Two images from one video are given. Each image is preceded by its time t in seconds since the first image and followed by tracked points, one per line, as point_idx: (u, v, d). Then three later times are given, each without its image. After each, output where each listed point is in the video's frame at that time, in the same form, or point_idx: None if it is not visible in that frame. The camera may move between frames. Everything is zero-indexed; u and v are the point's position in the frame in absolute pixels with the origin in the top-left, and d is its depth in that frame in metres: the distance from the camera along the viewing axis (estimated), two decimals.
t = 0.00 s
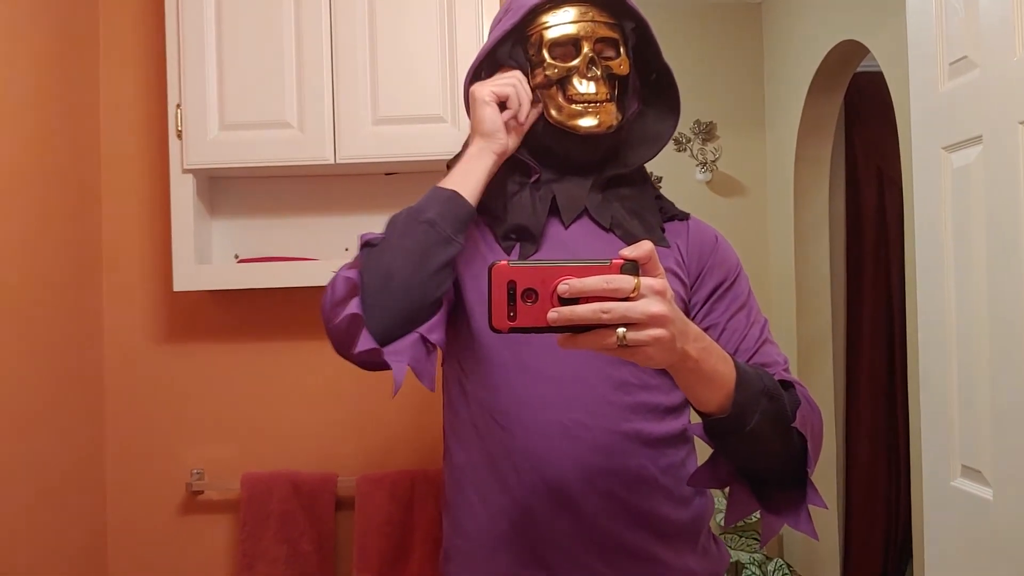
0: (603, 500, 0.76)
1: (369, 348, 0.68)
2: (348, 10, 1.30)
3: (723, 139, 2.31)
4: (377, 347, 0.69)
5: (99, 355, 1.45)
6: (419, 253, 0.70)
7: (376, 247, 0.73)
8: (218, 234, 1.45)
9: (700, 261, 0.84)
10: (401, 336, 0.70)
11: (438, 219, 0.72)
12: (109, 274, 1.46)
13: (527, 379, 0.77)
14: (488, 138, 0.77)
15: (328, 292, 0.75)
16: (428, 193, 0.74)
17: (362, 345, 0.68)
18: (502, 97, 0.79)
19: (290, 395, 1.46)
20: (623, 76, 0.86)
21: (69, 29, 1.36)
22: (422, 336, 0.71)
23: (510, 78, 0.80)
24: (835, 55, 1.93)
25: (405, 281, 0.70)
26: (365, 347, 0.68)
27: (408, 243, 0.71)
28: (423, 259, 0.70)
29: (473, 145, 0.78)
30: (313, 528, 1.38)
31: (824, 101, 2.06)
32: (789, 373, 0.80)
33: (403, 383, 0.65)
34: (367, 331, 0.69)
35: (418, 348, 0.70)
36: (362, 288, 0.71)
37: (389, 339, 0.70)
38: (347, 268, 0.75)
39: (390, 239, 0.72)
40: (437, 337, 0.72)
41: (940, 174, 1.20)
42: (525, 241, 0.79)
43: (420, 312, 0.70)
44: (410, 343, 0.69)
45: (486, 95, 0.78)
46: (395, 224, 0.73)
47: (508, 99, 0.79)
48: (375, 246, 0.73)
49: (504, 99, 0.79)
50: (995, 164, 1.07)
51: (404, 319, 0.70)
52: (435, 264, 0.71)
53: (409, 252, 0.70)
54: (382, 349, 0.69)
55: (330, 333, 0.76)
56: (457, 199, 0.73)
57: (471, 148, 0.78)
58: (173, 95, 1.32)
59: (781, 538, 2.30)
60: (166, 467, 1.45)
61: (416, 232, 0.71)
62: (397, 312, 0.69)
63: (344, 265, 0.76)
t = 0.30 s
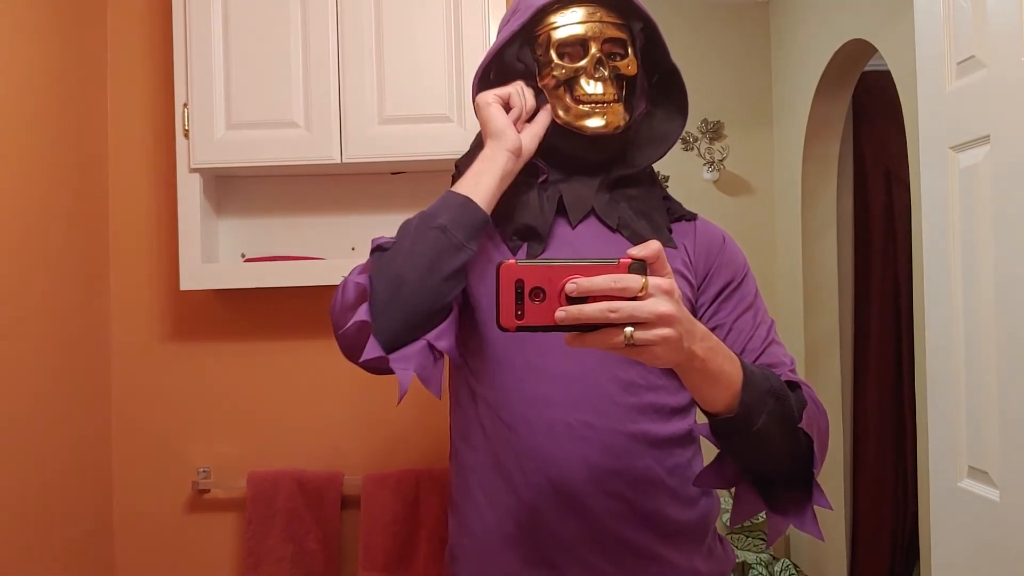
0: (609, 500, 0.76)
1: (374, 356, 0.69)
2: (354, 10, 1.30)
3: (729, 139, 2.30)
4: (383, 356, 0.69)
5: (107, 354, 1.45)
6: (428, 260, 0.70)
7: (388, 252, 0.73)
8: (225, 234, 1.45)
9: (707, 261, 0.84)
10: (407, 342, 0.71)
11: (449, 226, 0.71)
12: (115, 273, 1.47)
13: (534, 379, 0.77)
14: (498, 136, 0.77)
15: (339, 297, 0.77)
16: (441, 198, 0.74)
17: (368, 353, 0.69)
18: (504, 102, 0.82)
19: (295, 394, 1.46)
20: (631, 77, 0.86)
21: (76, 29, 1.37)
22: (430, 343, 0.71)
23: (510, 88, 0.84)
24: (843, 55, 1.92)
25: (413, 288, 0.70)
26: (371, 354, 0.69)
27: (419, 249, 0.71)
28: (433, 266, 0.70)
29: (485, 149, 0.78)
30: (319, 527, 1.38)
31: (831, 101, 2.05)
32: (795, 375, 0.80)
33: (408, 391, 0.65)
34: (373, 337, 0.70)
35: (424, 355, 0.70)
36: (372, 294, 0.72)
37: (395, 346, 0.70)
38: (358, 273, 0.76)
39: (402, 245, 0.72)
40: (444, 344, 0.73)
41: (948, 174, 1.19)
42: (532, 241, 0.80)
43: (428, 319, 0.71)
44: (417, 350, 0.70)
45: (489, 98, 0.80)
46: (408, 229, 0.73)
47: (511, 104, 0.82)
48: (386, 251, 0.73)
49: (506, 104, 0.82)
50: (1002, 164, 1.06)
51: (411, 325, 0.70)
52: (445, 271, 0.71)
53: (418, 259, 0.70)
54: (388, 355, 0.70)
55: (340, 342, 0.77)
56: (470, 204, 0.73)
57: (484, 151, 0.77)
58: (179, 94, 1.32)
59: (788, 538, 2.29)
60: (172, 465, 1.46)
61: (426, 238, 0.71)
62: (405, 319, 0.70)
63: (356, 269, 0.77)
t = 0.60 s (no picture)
0: (612, 501, 0.76)
1: (373, 366, 0.70)
2: (356, 12, 1.30)
3: (732, 139, 2.30)
4: (382, 366, 0.70)
5: (113, 357, 1.46)
6: (429, 269, 0.71)
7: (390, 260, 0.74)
8: (230, 236, 1.46)
9: (711, 264, 0.84)
10: (407, 351, 0.72)
11: (451, 235, 0.71)
12: (121, 275, 1.48)
13: (538, 381, 0.77)
14: (501, 139, 0.78)
15: (340, 303, 0.77)
16: (444, 206, 0.74)
17: (367, 363, 0.70)
18: (505, 108, 0.82)
19: (300, 395, 1.47)
20: (636, 79, 0.86)
21: (82, 34, 1.38)
22: (429, 352, 0.72)
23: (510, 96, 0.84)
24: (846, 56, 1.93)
25: (414, 298, 0.70)
26: (370, 365, 0.70)
27: (419, 258, 0.71)
28: (433, 275, 0.71)
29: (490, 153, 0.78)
30: (324, 528, 1.39)
31: (834, 101, 2.05)
32: (799, 376, 0.80)
33: (405, 400, 0.67)
34: (373, 346, 0.71)
35: (423, 365, 0.71)
36: (374, 302, 0.72)
37: (395, 354, 0.71)
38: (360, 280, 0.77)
39: (403, 253, 0.73)
40: (444, 352, 0.74)
41: (950, 175, 1.20)
42: (536, 243, 0.80)
43: (428, 328, 0.71)
44: (416, 360, 0.71)
45: (488, 106, 0.81)
46: (410, 237, 0.74)
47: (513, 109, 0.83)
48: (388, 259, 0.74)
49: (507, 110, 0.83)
50: (1005, 164, 1.07)
51: (411, 333, 0.71)
52: (445, 280, 0.71)
53: (419, 268, 0.71)
54: (387, 364, 0.71)
55: (340, 348, 0.77)
56: (472, 212, 0.73)
57: (489, 155, 0.78)
58: (184, 97, 1.33)
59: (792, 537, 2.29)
60: (178, 466, 1.46)
61: (428, 247, 0.71)
62: (404, 328, 0.71)
63: (358, 276, 0.78)
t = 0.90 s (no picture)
0: (614, 502, 0.77)
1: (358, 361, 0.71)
2: (358, 15, 1.31)
3: (734, 140, 2.31)
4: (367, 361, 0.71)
5: (116, 360, 1.47)
6: (410, 263, 0.71)
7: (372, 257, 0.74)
8: (233, 239, 1.46)
9: (714, 265, 0.85)
10: (393, 346, 0.72)
11: (430, 228, 0.72)
12: (125, 278, 1.48)
13: (542, 383, 0.77)
14: (485, 133, 0.78)
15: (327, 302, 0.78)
16: (423, 201, 0.74)
17: (351, 359, 0.71)
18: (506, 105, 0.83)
19: (304, 397, 1.47)
20: (640, 82, 0.86)
21: (86, 38, 1.39)
22: (416, 348, 0.72)
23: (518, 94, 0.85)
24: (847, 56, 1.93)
25: (395, 292, 0.71)
26: (354, 360, 0.71)
27: (400, 252, 0.71)
28: (414, 269, 0.71)
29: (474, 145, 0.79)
30: (328, 529, 1.39)
31: (835, 101, 2.05)
32: (801, 378, 0.80)
33: (388, 394, 0.68)
34: (358, 342, 0.72)
35: (409, 360, 0.71)
36: (356, 298, 0.73)
37: (380, 350, 0.72)
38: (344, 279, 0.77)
39: (384, 249, 0.73)
40: (432, 349, 0.73)
41: (952, 175, 1.20)
42: (540, 244, 0.80)
43: (412, 322, 0.72)
44: (402, 356, 0.71)
45: (490, 100, 0.82)
46: (390, 233, 0.74)
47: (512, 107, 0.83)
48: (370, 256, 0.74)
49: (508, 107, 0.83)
50: (1006, 164, 1.07)
51: (395, 328, 0.71)
52: (427, 273, 0.71)
53: (400, 263, 0.71)
54: (373, 359, 0.72)
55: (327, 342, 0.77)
56: (451, 205, 0.73)
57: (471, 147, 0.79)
58: (187, 101, 1.33)
59: (795, 537, 2.29)
60: (182, 469, 1.47)
61: (407, 242, 0.72)
62: (389, 323, 0.71)
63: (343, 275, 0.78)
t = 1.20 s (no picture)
0: (619, 500, 0.77)
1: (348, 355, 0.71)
2: (361, 19, 1.31)
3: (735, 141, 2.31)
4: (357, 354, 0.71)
5: (121, 363, 1.47)
6: (395, 255, 0.72)
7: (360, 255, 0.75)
8: (237, 242, 1.47)
9: (718, 265, 0.85)
10: (383, 339, 0.72)
11: (414, 220, 0.73)
12: (129, 281, 1.49)
13: (547, 383, 0.78)
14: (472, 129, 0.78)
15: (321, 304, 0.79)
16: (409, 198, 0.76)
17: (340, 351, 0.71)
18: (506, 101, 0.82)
19: (307, 399, 1.48)
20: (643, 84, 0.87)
21: (89, 43, 1.39)
22: (407, 340, 0.71)
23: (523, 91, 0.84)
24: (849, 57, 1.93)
25: (382, 284, 0.71)
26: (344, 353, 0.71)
27: (385, 246, 0.72)
28: (400, 260, 0.71)
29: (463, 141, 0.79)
30: (332, 530, 1.39)
31: (837, 102, 2.05)
32: (805, 377, 0.81)
33: (376, 386, 0.67)
34: (348, 336, 0.72)
35: (400, 353, 0.71)
36: (345, 295, 0.73)
37: (370, 344, 0.72)
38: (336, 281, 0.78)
39: (371, 245, 0.74)
40: (423, 342, 0.72)
41: (954, 176, 1.20)
42: (545, 246, 0.80)
43: (401, 313, 0.72)
44: (392, 348, 0.71)
45: (491, 96, 0.82)
46: (378, 231, 0.75)
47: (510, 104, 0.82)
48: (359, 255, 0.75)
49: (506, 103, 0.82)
50: (1008, 166, 1.07)
51: (385, 320, 0.71)
52: (412, 264, 0.71)
53: (386, 255, 0.72)
54: (363, 352, 0.71)
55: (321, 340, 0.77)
56: (435, 198, 0.74)
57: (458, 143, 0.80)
58: (191, 105, 1.34)
59: (799, 537, 2.30)
60: (187, 470, 1.47)
61: (393, 235, 0.73)
62: (375, 316, 0.71)
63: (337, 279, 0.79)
